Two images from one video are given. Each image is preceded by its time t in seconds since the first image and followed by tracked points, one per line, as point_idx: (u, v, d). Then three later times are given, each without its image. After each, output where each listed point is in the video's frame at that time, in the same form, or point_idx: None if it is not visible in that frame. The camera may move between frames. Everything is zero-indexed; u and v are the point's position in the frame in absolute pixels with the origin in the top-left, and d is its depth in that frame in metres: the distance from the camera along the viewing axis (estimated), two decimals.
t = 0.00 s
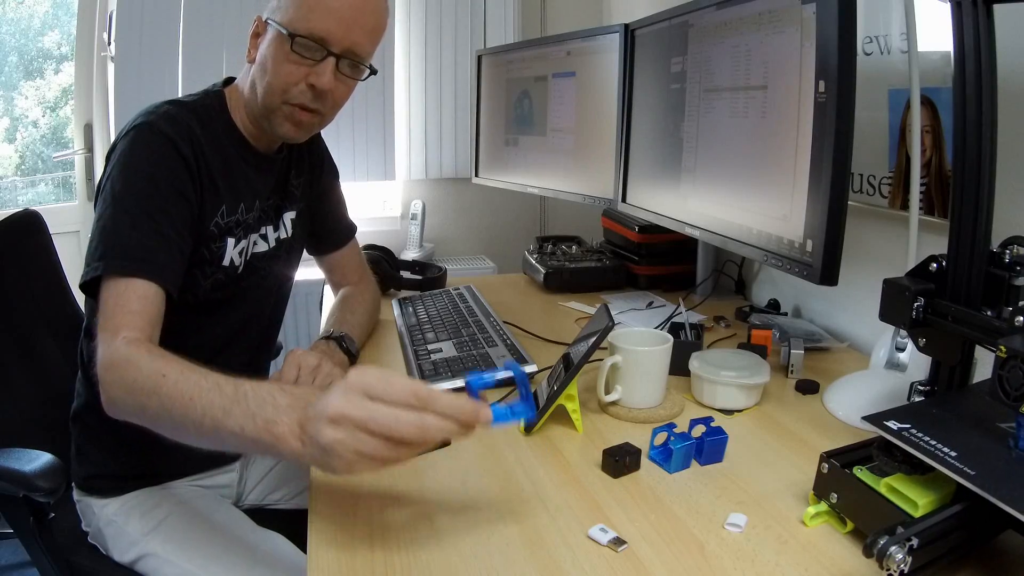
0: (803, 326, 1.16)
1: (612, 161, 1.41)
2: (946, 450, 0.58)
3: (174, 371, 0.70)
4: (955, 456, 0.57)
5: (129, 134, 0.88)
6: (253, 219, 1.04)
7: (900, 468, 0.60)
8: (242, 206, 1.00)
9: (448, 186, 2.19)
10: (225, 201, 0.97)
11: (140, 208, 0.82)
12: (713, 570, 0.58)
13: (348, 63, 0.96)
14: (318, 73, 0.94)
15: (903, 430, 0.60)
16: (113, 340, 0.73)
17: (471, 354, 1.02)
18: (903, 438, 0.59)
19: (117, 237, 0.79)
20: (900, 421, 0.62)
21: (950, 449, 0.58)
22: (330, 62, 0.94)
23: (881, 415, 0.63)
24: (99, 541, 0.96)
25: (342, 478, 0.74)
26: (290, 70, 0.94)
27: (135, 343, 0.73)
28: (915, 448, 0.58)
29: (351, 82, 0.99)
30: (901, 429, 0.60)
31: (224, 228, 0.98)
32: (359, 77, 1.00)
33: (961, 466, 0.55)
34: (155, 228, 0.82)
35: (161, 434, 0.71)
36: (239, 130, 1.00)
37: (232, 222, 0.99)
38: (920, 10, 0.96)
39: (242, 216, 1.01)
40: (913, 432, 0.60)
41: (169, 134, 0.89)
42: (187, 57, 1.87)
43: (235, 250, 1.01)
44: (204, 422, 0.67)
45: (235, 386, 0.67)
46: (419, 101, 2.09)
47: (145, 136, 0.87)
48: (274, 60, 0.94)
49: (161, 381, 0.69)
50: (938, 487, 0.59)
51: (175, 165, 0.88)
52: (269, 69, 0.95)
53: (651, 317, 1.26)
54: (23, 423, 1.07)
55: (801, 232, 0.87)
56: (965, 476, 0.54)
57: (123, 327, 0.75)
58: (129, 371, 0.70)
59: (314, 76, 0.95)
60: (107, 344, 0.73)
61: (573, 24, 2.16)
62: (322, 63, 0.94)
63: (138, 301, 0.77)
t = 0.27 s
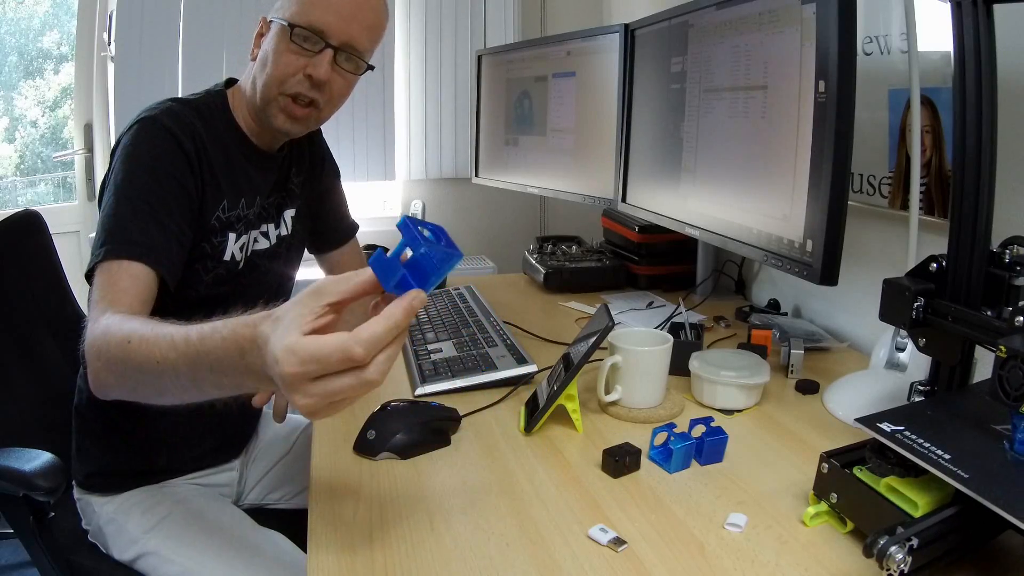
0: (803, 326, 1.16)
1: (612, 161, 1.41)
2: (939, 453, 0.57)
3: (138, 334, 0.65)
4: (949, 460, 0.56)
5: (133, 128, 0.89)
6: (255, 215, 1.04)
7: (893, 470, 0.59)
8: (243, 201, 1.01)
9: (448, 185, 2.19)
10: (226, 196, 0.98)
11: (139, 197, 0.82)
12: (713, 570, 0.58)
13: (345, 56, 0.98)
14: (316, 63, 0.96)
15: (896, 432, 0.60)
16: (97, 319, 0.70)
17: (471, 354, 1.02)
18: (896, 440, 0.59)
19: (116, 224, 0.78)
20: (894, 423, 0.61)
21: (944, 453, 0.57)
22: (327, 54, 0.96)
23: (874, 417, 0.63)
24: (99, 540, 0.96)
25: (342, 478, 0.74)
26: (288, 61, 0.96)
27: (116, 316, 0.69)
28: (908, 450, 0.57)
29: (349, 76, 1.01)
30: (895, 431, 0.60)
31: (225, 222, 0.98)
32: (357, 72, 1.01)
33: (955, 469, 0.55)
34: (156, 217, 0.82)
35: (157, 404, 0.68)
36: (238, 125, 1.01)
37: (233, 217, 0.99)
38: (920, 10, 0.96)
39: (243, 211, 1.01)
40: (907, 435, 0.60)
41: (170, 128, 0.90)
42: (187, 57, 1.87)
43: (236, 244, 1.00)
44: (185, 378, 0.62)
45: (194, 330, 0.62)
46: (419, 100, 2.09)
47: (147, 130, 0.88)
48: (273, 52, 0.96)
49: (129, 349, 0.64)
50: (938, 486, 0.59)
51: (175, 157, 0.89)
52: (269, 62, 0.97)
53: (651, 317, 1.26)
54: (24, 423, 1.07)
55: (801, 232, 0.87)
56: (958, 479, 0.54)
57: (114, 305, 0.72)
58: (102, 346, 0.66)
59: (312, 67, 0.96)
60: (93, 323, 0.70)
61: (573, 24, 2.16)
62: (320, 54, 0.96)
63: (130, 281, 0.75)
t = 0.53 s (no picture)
0: (803, 326, 1.16)
1: (612, 161, 1.41)
2: (933, 455, 0.57)
3: (139, 327, 0.65)
4: (943, 462, 0.56)
5: (133, 125, 0.89)
6: (254, 214, 1.04)
7: (888, 473, 0.59)
8: (242, 199, 1.01)
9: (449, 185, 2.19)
10: (225, 194, 0.98)
11: (139, 194, 0.82)
12: (713, 570, 0.58)
13: (343, 50, 1.00)
14: (314, 56, 0.97)
15: (891, 434, 0.60)
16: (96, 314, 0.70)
17: (471, 354, 1.02)
18: (889, 442, 0.58)
19: (116, 220, 0.78)
20: (888, 425, 0.61)
21: (938, 455, 0.57)
22: (326, 46, 0.97)
23: (868, 418, 0.63)
24: (100, 540, 0.96)
25: (342, 478, 0.74)
26: (287, 54, 0.97)
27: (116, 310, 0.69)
28: (902, 452, 0.57)
29: (347, 71, 1.02)
30: (889, 433, 0.60)
31: (224, 220, 0.98)
32: (355, 67, 1.03)
33: (948, 471, 0.55)
34: (155, 214, 0.82)
35: (157, 397, 0.68)
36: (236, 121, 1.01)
37: (233, 215, 0.99)
38: (920, 10, 0.96)
39: (243, 210, 1.01)
40: (901, 437, 0.59)
41: (170, 127, 0.91)
42: (187, 57, 1.87)
43: (236, 242, 1.01)
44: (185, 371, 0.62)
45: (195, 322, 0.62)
46: (419, 100, 2.09)
47: (146, 128, 0.89)
48: (272, 46, 0.97)
49: (129, 342, 0.64)
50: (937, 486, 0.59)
51: (175, 155, 0.89)
52: (268, 56, 0.97)
53: (651, 317, 1.26)
54: (24, 423, 1.07)
55: (801, 232, 0.87)
56: (951, 482, 0.54)
57: (113, 299, 0.72)
58: (103, 339, 0.66)
59: (311, 60, 0.97)
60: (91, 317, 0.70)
61: (573, 24, 2.16)
62: (318, 47, 0.97)
63: (129, 277, 0.75)
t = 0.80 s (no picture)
0: (803, 326, 1.16)
1: (612, 160, 1.41)
2: (933, 455, 0.57)
3: (145, 325, 0.65)
4: (943, 461, 0.56)
5: (133, 126, 0.90)
6: (253, 213, 1.04)
7: (888, 473, 0.59)
8: (242, 199, 1.01)
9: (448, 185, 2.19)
10: (225, 193, 0.98)
11: (139, 195, 0.82)
12: (713, 570, 0.58)
13: (342, 44, 1.00)
14: (315, 50, 0.98)
15: (890, 434, 0.60)
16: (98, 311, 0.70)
17: (471, 354, 1.02)
18: (889, 442, 0.58)
19: (117, 219, 0.78)
20: (887, 425, 0.61)
21: (938, 454, 0.57)
22: (325, 40, 0.98)
23: (867, 418, 0.63)
24: (100, 540, 0.96)
25: (342, 478, 0.74)
26: (287, 50, 0.97)
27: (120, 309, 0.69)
28: (901, 452, 0.57)
29: (346, 64, 1.03)
30: (889, 433, 0.60)
31: (224, 220, 0.98)
32: (354, 60, 1.03)
33: (948, 471, 0.55)
34: (155, 213, 0.82)
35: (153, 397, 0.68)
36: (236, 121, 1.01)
37: (233, 214, 0.99)
38: (920, 10, 0.96)
39: (242, 209, 1.01)
40: (901, 437, 0.59)
41: (170, 126, 0.91)
42: (187, 57, 1.87)
43: (235, 242, 1.01)
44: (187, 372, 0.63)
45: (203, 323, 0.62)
46: (419, 100, 2.09)
47: (146, 127, 0.89)
48: (271, 43, 0.97)
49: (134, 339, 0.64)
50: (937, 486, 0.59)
51: (175, 155, 0.89)
52: (267, 53, 0.98)
53: (651, 317, 1.26)
54: (24, 424, 1.07)
55: (801, 232, 0.87)
56: (950, 481, 0.54)
57: (112, 297, 0.72)
58: (106, 336, 0.66)
59: (312, 54, 0.98)
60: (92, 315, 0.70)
61: (573, 24, 2.16)
62: (318, 42, 0.98)
63: (129, 275, 0.75)
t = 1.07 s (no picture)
0: (803, 326, 1.16)
1: (612, 160, 1.41)
2: (933, 455, 0.57)
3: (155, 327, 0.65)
4: (944, 461, 0.56)
5: (131, 126, 0.90)
6: (252, 214, 1.04)
7: (888, 473, 0.59)
8: (241, 200, 1.01)
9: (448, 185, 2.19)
10: (224, 194, 0.98)
11: (139, 195, 0.82)
12: (713, 570, 0.58)
13: (342, 44, 1.00)
14: (315, 50, 0.98)
15: (890, 434, 0.60)
16: (102, 308, 0.70)
17: (471, 354, 1.02)
18: (889, 442, 0.58)
19: (116, 220, 0.78)
20: (888, 425, 0.61)
21: (938, 455, 0.57)
22: (325, 40, 0.98)
23: (868, 418, 0.63)
24: (99, 540, 0.96)
25: (342, 478, 0.74)
26: (287, 50, 0.97)
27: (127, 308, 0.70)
28: (902, 453, 0.57)
29: (345, 63, 1.03)
30: (888, 433, 0.60)
31: (223, 221, 0.98)
32: (353, 59, 1.04)
33: (948, 472, 0.55)
34: (154, 214, 0.82)
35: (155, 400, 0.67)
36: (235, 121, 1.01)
37: (231, 215, 0.99)
38: (920, 10, 0.96)
39: (241, 210, 1.01)
40: (902, 437, 0.59)
41: (167, 126, 0.91)
42: (187, 57, 1.87)
43: (234, 243, 1.01)
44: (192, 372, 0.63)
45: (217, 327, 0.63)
46: (419, 100, 2.09)
47: (144, 128, 0.89)
48: (270, 43, 0.97)
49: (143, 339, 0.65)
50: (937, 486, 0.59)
51: (173, 156, 0.89)
52: (267, 53, 0.98)
53: (651, 317, 1.26)
54: (24, 424, 1.07)
55: (801, 232, 0.87)
56: (951, 481, 0.54)
57: (116, 296, 0.72)
58: (113, 335, 0.66)
59: (311, 54, 0.98)
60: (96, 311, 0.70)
61: (573, 24, 2.16)
62: (317, 42, 0.98)
63: (134, 273, 0.75)
